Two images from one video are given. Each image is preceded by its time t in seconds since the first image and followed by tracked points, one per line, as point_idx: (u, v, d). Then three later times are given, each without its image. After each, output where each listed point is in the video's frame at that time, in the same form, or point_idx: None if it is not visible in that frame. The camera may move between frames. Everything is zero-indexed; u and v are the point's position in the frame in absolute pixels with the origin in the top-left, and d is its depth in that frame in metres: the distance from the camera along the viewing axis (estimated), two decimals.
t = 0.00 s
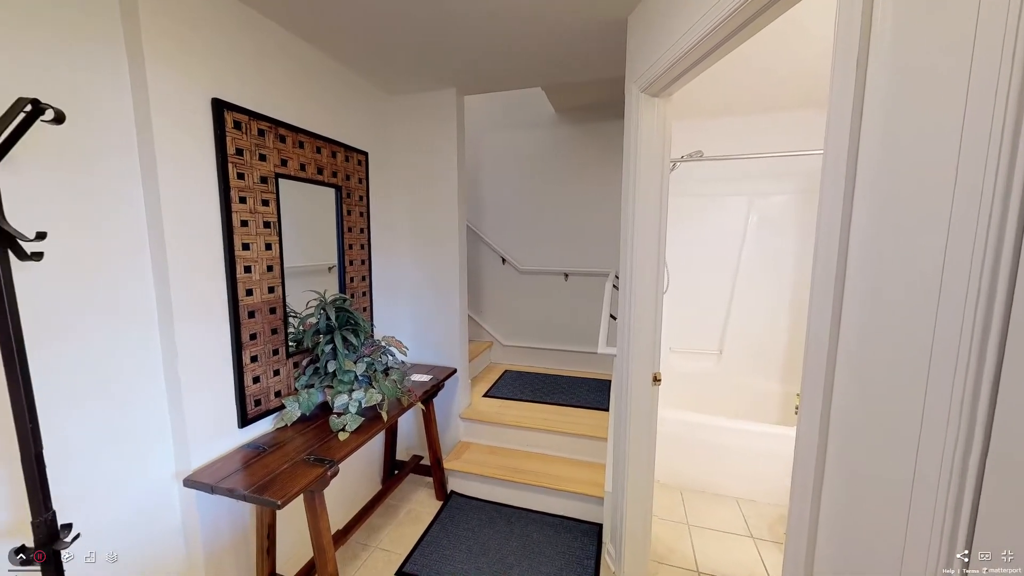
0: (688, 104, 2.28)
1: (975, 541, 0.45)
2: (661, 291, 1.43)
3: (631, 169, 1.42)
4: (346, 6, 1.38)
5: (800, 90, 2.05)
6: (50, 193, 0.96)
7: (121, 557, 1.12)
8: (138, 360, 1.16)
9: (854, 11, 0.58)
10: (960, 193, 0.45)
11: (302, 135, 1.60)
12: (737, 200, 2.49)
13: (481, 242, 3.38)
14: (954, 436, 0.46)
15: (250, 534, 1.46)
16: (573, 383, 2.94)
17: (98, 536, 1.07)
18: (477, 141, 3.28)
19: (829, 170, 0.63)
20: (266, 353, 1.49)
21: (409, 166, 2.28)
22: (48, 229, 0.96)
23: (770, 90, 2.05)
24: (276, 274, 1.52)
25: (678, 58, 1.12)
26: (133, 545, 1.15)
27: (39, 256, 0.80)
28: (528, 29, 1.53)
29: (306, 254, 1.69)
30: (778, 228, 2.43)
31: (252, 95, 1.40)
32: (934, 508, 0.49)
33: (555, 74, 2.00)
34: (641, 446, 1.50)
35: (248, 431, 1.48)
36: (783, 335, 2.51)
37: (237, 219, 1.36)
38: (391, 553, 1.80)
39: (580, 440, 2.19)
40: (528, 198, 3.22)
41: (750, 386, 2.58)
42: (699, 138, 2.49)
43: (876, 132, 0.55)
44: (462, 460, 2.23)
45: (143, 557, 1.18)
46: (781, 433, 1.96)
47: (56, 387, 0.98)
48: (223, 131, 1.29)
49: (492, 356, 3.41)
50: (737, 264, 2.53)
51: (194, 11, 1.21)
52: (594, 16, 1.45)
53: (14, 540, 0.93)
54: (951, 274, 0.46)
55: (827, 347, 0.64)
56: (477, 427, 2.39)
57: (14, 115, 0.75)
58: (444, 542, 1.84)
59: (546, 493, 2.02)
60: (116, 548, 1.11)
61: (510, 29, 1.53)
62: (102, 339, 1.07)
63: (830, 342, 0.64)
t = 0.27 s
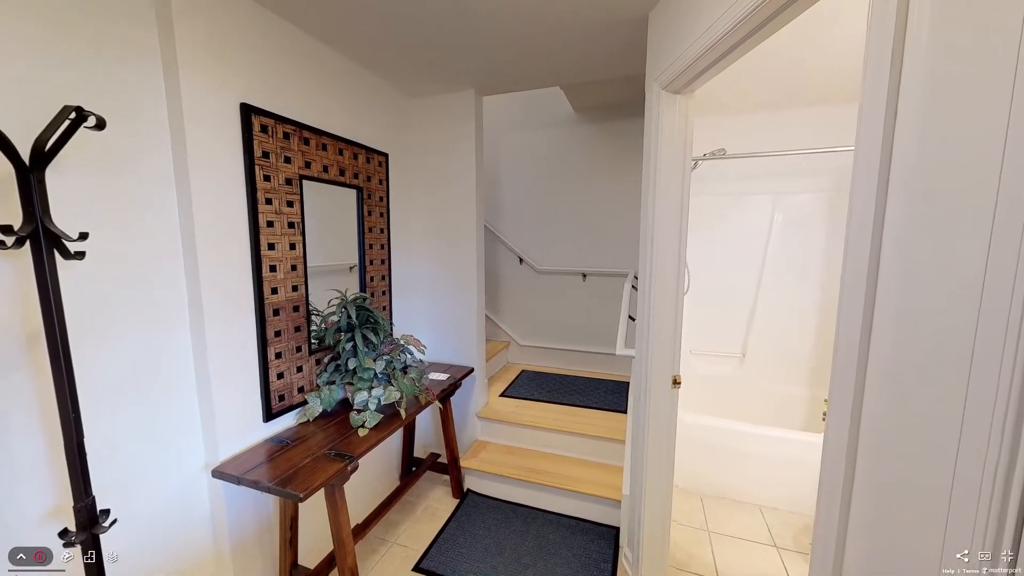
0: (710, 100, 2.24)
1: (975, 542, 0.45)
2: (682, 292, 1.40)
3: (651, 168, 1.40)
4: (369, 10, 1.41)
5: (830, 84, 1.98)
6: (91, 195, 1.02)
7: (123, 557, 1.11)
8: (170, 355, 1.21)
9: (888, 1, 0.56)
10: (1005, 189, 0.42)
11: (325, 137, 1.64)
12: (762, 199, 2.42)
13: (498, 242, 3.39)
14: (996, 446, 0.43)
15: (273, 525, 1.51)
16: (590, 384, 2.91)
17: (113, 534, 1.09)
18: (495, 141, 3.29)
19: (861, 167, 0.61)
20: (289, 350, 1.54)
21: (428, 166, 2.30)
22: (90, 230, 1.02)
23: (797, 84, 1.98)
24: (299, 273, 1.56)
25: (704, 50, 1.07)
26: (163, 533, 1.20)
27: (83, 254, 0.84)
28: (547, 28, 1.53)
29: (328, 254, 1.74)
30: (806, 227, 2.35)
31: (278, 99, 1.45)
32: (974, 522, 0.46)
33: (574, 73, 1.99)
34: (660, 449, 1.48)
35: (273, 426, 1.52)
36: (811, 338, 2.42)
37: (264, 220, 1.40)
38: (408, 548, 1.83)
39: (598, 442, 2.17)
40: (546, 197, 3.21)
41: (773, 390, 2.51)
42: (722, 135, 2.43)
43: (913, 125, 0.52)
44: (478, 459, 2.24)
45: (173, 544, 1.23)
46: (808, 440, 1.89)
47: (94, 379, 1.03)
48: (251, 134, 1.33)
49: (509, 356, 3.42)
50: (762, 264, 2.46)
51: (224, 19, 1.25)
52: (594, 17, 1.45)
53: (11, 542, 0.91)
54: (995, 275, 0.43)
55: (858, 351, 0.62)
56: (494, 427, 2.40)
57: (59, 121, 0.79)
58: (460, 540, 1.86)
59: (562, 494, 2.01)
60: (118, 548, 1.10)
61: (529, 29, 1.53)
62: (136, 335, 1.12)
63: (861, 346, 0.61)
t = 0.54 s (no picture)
0: (733, 94, 2.19)
1: (976, 541, 0.47)
2: (704, 293, 1.37)
3: (672, 167, 1.38)
4: (390, 14, 1.43)
5: (864, 77, 1.90)
6: (128, 198, 1.07)
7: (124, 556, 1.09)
8: (200, 351, 1.26)
9: None
10: None
11: (347, 139, 1.68)
12: (789, 197, 2.35)
13: (516, 242, 3.39)
14: None
15: (295, 517, 1.55)
16: (608, 386, 2.88)
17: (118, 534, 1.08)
18: (513, 141, 3.29)
19: (895, 163, 0.58)
20: (312, 347, 1.58)
21: (447, 167, 2.32)
22: (128, 230, 1.07)
23: (826, 74, 1.92)
24: (322, 272, 1.60)
25: (734, 40, 1.02)
26: (191, 521, 1.25)
27: (121, 254, 0.89)
28: (567, 27, 1.52)
29: (350, 254, 1.77)
30: (836, 227, 2.26)
31: (303, 102, 1.49)
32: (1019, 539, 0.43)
33: (593, 71, 1.97)
34: (680, 453, 1.45)
35: (296, 420, 1.57)
36: (840, 342, 2.33)
37: (288, 220, 1.44)
38: (425, 545, 1.85)
39: (615, 445, 2.14)
40: (564, 197, 3.20)
41: (800, 396, 2.42)
42: (746, 132, 2.37)
43: (952, 119, 0.50)
44: (495, 458, 2.25)
45: (201, 533, 1.28)
46: (836, 447, 1.82)
47: (130, 372, 1.09)
48: (277, 137, 1.37)
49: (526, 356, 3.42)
50: (788, 265, 2.39)
51: (252, 26, 1.29)
52: (594, 17, 1.45)
53: (12, 541, 0.90)
54: None
55: (892, 356, 0.59)
56: (511, 426, 2.40)
57: (101, 127, 0.83)
58: (476, 539, 1.87)
59: (579, 496, 2.00)
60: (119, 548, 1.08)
61: (548, 28, 1.53)
62: (169, 332, 1.17)
63: (894, 350, 0.59)
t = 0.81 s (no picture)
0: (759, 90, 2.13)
1: (977, 542, 0.49)
2: (726, 294, 1.34)
3: (694, 165, 1.35)
4: (410, 17, 1.45)
5: (900, 69, 1.81)
6: (162, 200, 1.12)
7: (127, 556, 1.08)
8: (228, 347, 1.31)
9: None
10: None
11: (368, 141, 1.71)
12: (817, 196, 2.27)
13: (534, 242, 3.39)
14: None
15: (317, 510, 1.59)
16: (626, 388, 2.84)
17: (124, 533, 1.07)
18: (532, 141, 3.29)
19: (931, 157, 0.56)
20: (334, 344, 1.62)
21: (465, 167, 2.34)
22: (162, 230, 1.13)
23: (858, 68, 1.84)
24: (343, 271, 1.64)
25: (764, 30, 0.97)
26: (218, 510, 1.29)
27: (156, 253, 0.93)
28: (586, 26, 1.51)
29: (370, 253, 1.80)
30: (867, 226, 2.17)
31: (326, 105, 1.52)
32: None
33: (612, 69, 1.95)
34: (700, 458, 1.42)
35: (318, 416, 1.61)
36: (871, 346, 2.24)
37: (311, 221, 1.48)
38: (442, 542, 1.86)
39: (633, 448, 2.11)
40: (582, 197, 3.17)
41: (828, 401, 2.33)
42: (772, 129, 2.30)
43: (996, 113, 0.47)
44: (512, 458, 2.25)
45: (228, 522, 1.32)
46: (868, 455, 1.74)
47: (164, 366, 1.14)
48: (301, 140, 1.41)
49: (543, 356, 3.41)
50: (816, 266, 2.31)
51: (279, 31, 1.33)
52: (594, 17, 1.45)
53: (12, 541, 0.88)
54: None
55: (928, 362, 0.56)
56: (528, 426, 2.40)
57: (137, 133, 0.88)
58: (492, 537, 1.87)
59: (596, 499, 1.98)
60: (121, 548, 1.06)
61: (567, 27, 1.52)
62: (199, 329, 1.22)
63: (931, 356, 0.56)
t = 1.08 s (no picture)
0: (785, 85, 2.06)
1: (978, 543, 0.52)
2: (750, 295, 1.30)
3: (717, 163, 1.32)
4: (429, 19, 1.46)
5: (939, 60, 1.72)
6: (194, 201, 1.17)
7: (126, 556, 1.06)
8: (254, 345, 1.35)
9: None
10: None
11: (389, 143, 1.74)
12: (848, 194, 2.18)
13: (552, 242, 3.38)
14: None
15: (337, 504, 1.62)
16: (645, 390, 2.80)
17: (128, 532, 1.06)
18: (550, 141, 3.29)
19: (974, 152, 0.52)
20: (354, 342, 1.65)
21: (483, 168, 2.35)
22: (194, 231, 1.17)
23: (892, 61, 1.77)
24: (364, 270, 1.67)
25: (789, 25, 0.94)
26: (243, 501, 1.34)
27: (188, 253, 0.97)
28: (605, 23, 1.49)
29: (390, 253, 1.83)
30: (902, 225, 2.07)
31: (348, 108, 1.56)
32: None
33: (633, 67, 1.92)
34: (721, 464, 1.38)
35: (339, 412, 1.64)
36: (907, 351, 2.13)
37: (334, 221, 1.51)
38: (458, 540, 1.88)
39: (652, 451, 2.07)
40: (601, 197, 3.14)
41: (858, 408, 2.24)
42: (800, 125, 2.22)
43: None
44: (528, 458, 2.25)
45: (253, 513, 1.37)
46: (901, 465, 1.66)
47: (195, 361, 1.19)
48: (323, 142, 1.44)
49: (560, 357, 3.39)
50: (846, 267, 2.22)
51: (303, 38, 1.37)
52: (594, 17, 1.45)
53: (11, 541, 0.88)
54: None
55: (967, 371, 0.53)
56: (544, 427, 2.39)
57: (171, 137, 0.91)
58: (508, 537, 1.88)
59: (613, 502, 1.96)
60: (122, 548, 1.05)
61: (586, 25, 1.50)
62: (228, 325, 1.27)
63: (972, 364, 0.53)
